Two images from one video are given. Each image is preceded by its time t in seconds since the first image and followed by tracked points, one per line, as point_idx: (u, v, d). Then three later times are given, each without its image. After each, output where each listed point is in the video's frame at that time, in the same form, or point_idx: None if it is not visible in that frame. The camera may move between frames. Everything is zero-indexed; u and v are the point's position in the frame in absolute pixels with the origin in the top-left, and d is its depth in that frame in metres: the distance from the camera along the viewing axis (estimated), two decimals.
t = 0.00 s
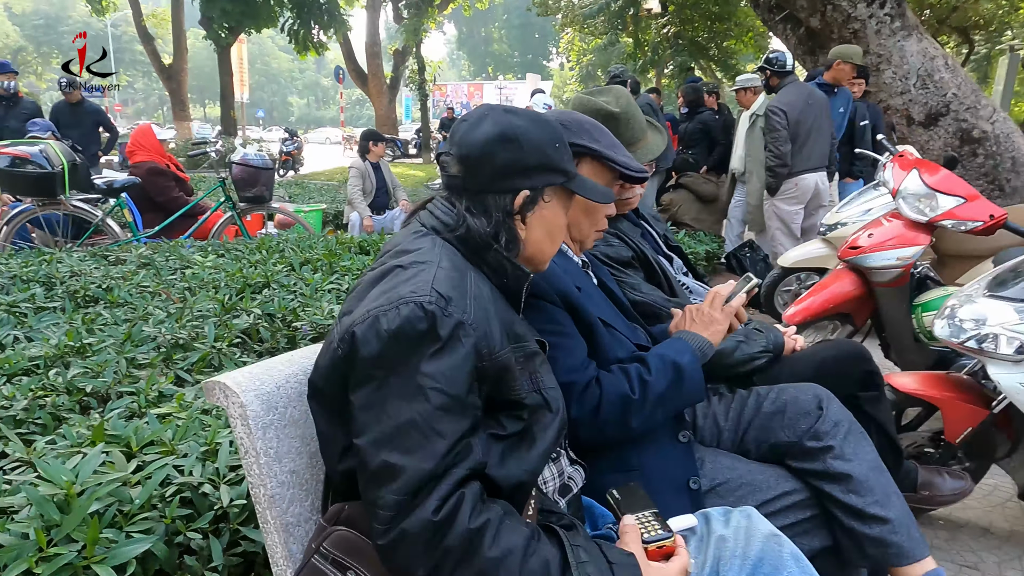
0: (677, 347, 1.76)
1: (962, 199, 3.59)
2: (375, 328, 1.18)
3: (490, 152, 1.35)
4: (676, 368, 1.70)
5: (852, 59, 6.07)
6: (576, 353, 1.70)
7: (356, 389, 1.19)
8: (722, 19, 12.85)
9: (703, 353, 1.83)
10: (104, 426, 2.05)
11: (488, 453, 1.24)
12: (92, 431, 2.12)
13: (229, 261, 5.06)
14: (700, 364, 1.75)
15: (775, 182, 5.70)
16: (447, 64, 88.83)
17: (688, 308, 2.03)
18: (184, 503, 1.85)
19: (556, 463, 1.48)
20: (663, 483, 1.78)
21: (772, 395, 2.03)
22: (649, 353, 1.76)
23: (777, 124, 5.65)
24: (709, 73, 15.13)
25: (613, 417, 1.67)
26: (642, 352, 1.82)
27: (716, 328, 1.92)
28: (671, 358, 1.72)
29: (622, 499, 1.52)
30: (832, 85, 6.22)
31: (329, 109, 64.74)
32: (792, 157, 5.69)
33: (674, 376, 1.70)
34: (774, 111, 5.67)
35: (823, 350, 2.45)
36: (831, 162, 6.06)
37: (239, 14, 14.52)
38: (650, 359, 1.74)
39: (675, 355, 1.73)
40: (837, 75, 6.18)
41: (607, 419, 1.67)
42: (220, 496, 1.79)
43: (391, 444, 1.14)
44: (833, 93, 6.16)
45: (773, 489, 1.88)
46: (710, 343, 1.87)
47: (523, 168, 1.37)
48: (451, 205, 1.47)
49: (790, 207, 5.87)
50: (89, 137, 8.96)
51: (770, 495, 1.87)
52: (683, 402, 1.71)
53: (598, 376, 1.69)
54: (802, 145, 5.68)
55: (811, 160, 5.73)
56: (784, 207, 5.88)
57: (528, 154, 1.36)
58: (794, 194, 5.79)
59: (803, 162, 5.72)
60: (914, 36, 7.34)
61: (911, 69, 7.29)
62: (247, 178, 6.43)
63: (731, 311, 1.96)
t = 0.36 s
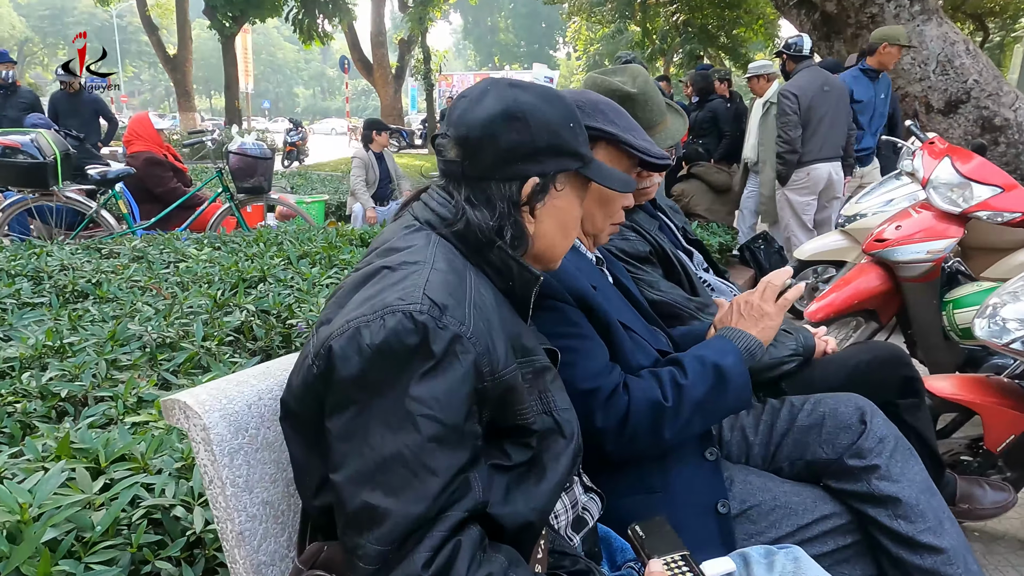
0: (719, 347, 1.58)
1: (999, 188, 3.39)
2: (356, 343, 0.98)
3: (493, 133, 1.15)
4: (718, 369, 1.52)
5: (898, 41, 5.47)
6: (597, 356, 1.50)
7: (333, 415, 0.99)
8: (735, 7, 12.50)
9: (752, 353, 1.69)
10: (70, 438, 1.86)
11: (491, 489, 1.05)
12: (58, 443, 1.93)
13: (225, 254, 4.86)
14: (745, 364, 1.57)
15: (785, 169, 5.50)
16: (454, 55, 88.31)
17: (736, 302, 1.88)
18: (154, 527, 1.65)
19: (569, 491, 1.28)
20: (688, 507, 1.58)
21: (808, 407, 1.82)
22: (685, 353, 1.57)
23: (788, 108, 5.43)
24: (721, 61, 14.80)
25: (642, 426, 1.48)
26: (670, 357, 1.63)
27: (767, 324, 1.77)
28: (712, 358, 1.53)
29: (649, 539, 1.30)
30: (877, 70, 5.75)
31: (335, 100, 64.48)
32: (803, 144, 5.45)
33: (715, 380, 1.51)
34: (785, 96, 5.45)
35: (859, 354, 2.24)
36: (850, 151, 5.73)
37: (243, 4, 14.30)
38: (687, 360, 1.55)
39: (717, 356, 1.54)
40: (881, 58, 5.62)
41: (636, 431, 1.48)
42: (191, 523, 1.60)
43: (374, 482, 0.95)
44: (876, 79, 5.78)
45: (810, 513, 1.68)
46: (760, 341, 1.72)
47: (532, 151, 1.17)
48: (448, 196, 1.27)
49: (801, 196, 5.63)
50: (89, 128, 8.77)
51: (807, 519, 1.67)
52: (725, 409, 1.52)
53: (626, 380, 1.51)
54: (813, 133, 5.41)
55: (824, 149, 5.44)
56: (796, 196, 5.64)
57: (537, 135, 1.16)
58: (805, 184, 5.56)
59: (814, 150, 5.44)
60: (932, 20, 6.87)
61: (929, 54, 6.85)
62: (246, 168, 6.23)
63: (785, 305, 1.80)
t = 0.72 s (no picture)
0: (733, 328, 1.55)
1: (1006, 171, 3.37)
2: (386, 315, 0.97)
3: (518, 105, 1.13)
4: (732, 354, 1.50)
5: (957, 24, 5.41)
6: (613, 338, 1.48)
7: (363, 388, 0.98)
8: None
9: (765, 334, 1.70)
10: (83, 421, 1.84)
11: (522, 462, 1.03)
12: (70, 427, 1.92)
13: (226, 242, 4.84)
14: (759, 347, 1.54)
15: (782, 154, 5.48)
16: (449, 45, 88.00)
17: (746, 279, 1.83)
18: (172, 508, 1.64)
19: (594, 468, 1.27)
20: (708, 487, 1.57)
21: (825, 386, 1.82)
22: (698, 336, 1.55)
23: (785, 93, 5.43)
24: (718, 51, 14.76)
25: (656, 410, 1.47)
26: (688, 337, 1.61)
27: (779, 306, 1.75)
28: (726, 341, 1.51)
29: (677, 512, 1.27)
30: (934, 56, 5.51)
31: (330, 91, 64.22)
32: (799, 129, 5.42)
33: (728, 363, 1.49)
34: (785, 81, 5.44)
35: (870, 336, 2.24)
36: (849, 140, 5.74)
37: None
38: (700, 342, 1.53)
39: (730, 338, 1.52)
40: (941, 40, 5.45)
41: (650, 414, 1.47)
42: (210, 504, 1.59)
43: (408, 454, 0.93)
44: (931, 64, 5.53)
45: (828, 491, 1.68)
46: (774, 323, 1.73)
47: (557, 123, 1.15)
48: (473, 170, 1.26)
49: (799, 184, 5.55)
50: (85, 117, 8.69)
51: (825, 498, 1.67)
52: (739, 392, 1.50)
53: (639, 363, 1.49)
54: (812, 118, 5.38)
55: (823, 136, 5.38)
56: (793, 183, 5.57)
57: (561, 107, 1.14)
58: (801, 171, 5.51)
59: (812, 136, 5.40)
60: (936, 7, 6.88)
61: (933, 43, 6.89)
62: (245, 156, 6.20)
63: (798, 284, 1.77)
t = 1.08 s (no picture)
0: (734, 323, 1.57)
1: (998, 164, 3.45)
2: (416, 301, 1.01)
3: (502, 96, 1.17)
4: (733, 348, 1.52)
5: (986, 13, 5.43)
6: (622, 328, 1.50)
7: (394, 372, 1.01)
8: None
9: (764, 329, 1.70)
10: (102, 411, 1.88)
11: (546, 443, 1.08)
12: (87, 417, 1.95)
13: (225, 236, 4.85)
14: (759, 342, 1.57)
15: (773, 148, 5.55)
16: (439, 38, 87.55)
17: (742, 275, 1.81)
18: (194, 496, 1.68)
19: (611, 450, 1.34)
20: (717, 469, 1.61)
21: (827, 372, 1.88)
22: (701, 329, 1.57)
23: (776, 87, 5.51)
24: (708, 45, 14.79)
25: (661, 402, 1.49)
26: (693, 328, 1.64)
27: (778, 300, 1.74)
28: (727, 335, 1.53)
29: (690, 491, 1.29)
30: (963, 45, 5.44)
31: (319, 85, 63.88)
32: (791, 123, 5.50)
33: (730, 356, 1.51)
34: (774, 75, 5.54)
35: (867, 325, 2.30)
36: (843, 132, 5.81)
37: None
38: (703, 336, 1.55)
39: (732, 333, 1.54)
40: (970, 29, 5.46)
41: (656, 405, 1.49)
42: (232, 490, 1.63)
43: (439, 434, 0.97)
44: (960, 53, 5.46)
45: (831, 473, 1.73)
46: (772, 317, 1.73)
47: (545, 106, 1.17)
48: (484, 161, 1.29)
49: (792, 177, 5.63)
50: (77, 111, 8.65)
51: (828, 480, 1.72)
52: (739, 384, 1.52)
53: (645, 354, 1.51)
54: (803, 112, 5.45)
55: (815, 129, 5.46)
56: (785, 176, 5.64)
57: (546, 89, 1.16)
58: (793, 164, 5.58)
59: (804, 129, 5.47)
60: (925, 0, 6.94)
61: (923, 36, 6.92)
62: (243, 150, 6.15)
63: (794, 280, 1.77)
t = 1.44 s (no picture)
0: (675, 306, 1.55)
1: (974, 155, 3.40)
2: (329, 303, 0.95)
3: (420, 82, 1.12)
4: (674, 330, 1.49)
5: None
6: (571, 326, 1.46)
7: (308, 378, 0.96)
8: None
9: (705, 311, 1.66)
10: (40, 415, 1.79)
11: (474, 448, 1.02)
12: (26, 421, 1.87)
13: (197, 232, 4.74)
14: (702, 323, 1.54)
15: (762, 144, 5.40)
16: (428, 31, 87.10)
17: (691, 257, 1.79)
18: (131, 502, 1.61)
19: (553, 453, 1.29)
20: (675, 470, 1.56)
21: (789, 369, 1.82)
22: (643, 316, 1.54)
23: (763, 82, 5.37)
24: (696, 36, 14.64)
25: (607, 399, 1.45)
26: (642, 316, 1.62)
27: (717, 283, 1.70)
28: (667, 319, 1.51)
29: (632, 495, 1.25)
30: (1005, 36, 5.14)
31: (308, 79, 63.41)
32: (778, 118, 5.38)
33: (672, 340, 1.49)
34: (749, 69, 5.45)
35: (838, 318, 2.24)
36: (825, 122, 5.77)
37: None
38: (644, 323, 1.52)
39: (672, 316, 1.51)
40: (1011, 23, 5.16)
41: (601, 405, 1.46)
42: (169, 497, 1.57)
43: (353, 444, 0.92)
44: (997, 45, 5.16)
45: (792, 472, 1.67)
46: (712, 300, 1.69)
47: (466, 90, 1.12)
48: (413, 153, 1.23)
49: (777, 170, 5.55)
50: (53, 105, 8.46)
51: (790, 479, 1.66)
52: (685, 369, 1.51)
53: (590, 352, 1.46)
54: (789, 106, 5.38)
55: (800, 122, 5.40)
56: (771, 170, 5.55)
57: (464, 72, 1.11)
58: (779, 157, 5.49)
59: (791, 123, 5.40)
60: None
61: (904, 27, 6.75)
62: (217, 144, 6.05)
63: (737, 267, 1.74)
